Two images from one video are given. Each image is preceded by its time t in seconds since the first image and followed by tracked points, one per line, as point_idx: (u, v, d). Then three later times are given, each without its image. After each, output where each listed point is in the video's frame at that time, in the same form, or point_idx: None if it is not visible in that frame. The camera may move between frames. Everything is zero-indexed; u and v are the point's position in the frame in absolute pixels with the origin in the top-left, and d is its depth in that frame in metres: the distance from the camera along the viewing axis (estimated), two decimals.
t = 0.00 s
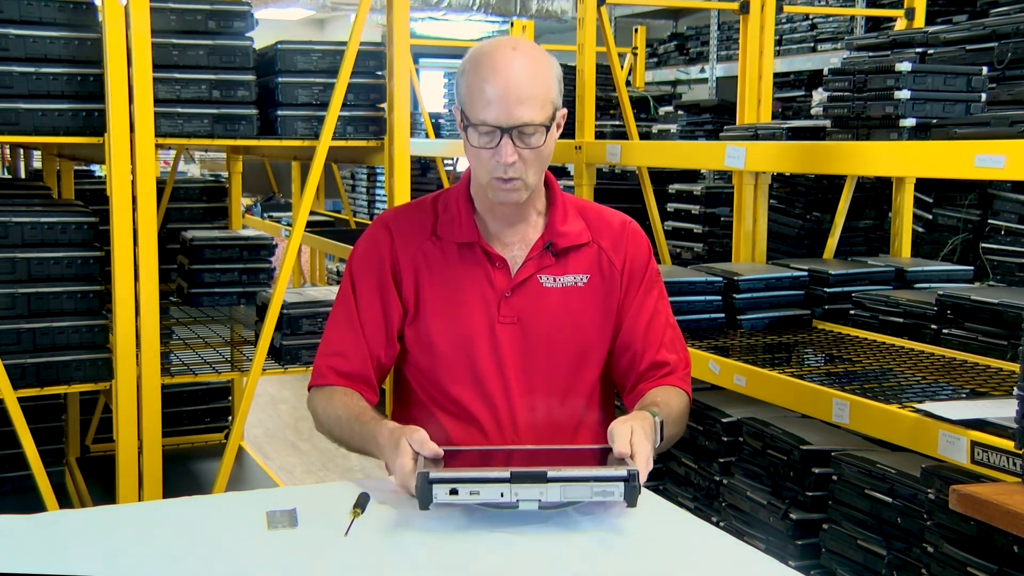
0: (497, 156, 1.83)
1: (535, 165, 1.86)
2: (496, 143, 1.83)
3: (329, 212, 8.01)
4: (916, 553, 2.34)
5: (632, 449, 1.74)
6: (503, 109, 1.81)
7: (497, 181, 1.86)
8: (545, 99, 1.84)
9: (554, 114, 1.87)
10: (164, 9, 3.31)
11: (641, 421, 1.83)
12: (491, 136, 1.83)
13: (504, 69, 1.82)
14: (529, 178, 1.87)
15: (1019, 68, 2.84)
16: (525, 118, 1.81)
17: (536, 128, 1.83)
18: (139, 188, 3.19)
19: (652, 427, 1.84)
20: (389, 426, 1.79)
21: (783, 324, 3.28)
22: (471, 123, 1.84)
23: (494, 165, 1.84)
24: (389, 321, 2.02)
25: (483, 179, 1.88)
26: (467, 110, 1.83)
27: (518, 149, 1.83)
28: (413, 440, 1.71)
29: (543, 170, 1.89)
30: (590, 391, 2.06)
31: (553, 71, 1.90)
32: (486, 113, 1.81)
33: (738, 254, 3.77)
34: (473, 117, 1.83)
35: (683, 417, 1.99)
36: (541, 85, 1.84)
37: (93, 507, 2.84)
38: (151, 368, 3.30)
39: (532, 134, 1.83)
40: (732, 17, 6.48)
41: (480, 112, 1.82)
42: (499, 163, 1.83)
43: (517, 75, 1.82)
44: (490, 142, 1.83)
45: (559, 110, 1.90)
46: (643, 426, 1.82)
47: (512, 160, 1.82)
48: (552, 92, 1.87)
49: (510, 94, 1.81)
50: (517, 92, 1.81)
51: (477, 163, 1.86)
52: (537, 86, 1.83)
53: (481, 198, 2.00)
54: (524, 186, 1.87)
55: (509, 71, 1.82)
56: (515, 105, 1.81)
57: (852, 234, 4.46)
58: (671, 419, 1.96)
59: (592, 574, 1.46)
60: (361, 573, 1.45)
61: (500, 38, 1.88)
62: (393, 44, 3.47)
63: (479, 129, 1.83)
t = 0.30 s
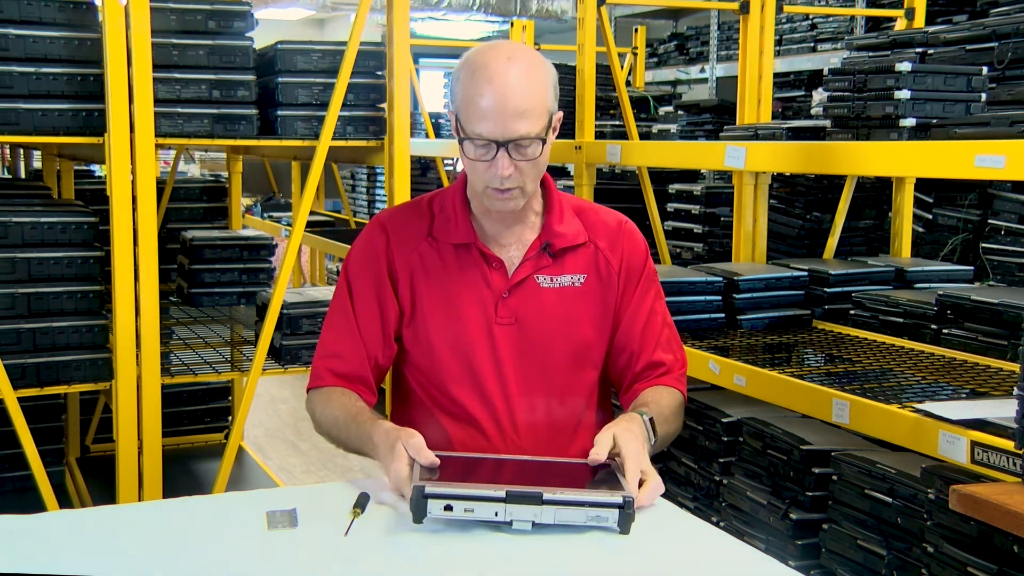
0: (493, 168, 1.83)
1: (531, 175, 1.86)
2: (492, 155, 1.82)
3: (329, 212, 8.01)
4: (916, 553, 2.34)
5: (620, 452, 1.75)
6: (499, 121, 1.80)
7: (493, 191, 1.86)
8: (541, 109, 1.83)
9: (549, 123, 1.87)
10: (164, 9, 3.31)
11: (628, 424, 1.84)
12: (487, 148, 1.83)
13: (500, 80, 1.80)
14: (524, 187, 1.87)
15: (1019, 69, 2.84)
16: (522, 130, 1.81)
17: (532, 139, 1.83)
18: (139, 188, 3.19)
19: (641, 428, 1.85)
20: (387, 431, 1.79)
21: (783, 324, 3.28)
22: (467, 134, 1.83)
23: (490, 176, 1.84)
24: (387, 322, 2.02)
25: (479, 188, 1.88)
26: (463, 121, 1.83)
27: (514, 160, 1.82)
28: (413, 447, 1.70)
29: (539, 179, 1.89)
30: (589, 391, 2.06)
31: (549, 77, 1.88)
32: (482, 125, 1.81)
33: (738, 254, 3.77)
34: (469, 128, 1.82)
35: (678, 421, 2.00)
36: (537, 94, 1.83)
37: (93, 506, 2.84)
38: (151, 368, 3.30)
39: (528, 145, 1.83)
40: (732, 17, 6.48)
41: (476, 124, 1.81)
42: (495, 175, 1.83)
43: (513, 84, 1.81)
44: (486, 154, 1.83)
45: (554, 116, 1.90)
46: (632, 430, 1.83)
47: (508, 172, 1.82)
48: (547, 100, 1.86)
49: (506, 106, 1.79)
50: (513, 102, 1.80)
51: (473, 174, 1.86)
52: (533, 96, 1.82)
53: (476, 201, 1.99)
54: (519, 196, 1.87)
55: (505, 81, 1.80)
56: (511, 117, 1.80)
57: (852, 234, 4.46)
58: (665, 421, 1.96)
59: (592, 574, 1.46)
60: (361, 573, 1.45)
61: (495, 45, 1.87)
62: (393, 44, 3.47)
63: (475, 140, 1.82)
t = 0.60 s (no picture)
0: (489, 170, 1.83)
1: (527, 177, 1.86)
2: (487, 157, 1.83)
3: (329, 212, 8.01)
4: (916, 553, 2.34)
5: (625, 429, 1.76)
6: (494, 123, 1.79)
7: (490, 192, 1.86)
8: (535, 111, 1.84)
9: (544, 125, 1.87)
10: (164, 9, 3.31)
11: (633, 402, 1.85)
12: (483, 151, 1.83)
13: (494, 83, 1.80)
14: (522, 188, 1.88)
15: (1018, 69, 2.85)
16: (517, 133, 1.81)
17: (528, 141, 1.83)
18: (139, 188, 3.19)
19: (646, 406, 1.86)
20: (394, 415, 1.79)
21: (783, 324, 3.28)
22: (461, 137, 1.83)
23: (487, 178, 1.84)
24: (386, 322, 2.02)
25: (475, 191, 1.88)
26: (458, 125, 1.82)
27: (509, 162, 1.83)
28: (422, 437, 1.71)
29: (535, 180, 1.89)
30: (588, 390, 2.06)
31: (541, 79, 1.89)
32: (477, 129, 1.81)
33: (738, 254, 3.78)
34: (463, 132, 1.82)
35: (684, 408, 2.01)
36: (530, 97, 1.83)
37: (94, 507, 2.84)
38: (151, 368, 3.30)
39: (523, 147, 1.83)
40: (732, 17, 6.48)
41: (470, 127, 1.81)
42: (491, 177, 1.83)
43: (506, 86, 1.81)
44: (482, 156, 1.83)
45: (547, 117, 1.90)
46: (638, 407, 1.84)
47: (504, 173, 1.83)
48: (541, 102, 1.86)
49: (499, 108, 1.79)
50: (506, 105, 1.80)
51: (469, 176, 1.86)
52: (526, 98, 1.82)
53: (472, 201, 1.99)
54: (518, 197, 1.87)
55: (498, 83, 1.80)
56: (505, 120, 1.80)
57: (852, 234, 4.47)
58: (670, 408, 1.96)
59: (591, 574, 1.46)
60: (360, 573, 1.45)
61: (486, 49, 1.87)
62: (393, 44, 3.47)
63: (470, 144, 1.82)
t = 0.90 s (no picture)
0: (488, 165, 1.83)
1: (526, 172, 1.86)
2: (486, 153, 1.82)
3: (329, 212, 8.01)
4: (916, 553, 2.34)
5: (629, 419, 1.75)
6: (494, 119, 1.79)
7: (489, 188, 1.86)
8: (535, 106, 1.83)
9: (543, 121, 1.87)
10: (164, 9, 3.31)
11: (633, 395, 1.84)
12: (482, 146, 1.82)
13: (493, 79, 1.80)
14: (521, 184, 1.87)
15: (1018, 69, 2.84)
16: (516, 128, 1.81)
17: (527, 136, 1.83)
18: (139, 188, 3.19)
19: (645, 399, 1.85)
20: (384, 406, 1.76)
21: (784, 324, 3.28)
22: (460, 133, 1.83)
23: (486, 173, 1.84)
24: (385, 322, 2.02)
25: (474, 187, 1.88)
26: (458, 120, 1.82)
27: (508, 157, 1.82)
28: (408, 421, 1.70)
29: (535, 175, 1.89)
30: (588, 390, 2.06)
31: (539, 75, 1.88)
32: (476, 124, 1.81)
33: (738, 254, 3.77)
34: (463, 128, 1.81)
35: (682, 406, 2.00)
36: (529, 92, 1.83)
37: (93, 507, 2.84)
38: (151, 368, 3.30)
39: (522, 142, 1.83)
40: (733, 17, 6.48)
41: (469, 123, 1.81)
42: (490, 172, 1.83)
43: (506, 81, 1.81)
44: (480, 152, 1.83)
45: (546, 114, 1.90)
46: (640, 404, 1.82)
47: (503, 168, 1.82)
48: (540, 97, 1.86)
49: (499, 103, 1.79)
50: (506, 101, 1.80)
51: (469, 171, 1.86)
52: (525, 94, 1.82)
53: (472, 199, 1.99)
54: (517, 194, 1.88)
55: (497, 79, 1.80)
56: (505, 115, 1.80)
57: (852, 234, 4.47)
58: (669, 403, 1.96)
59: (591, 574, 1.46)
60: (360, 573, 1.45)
61: (485, 45, 1.87)
62: (393, 44, 3.47)
63: (470, 139, 1.82)
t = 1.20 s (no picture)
0: (485, 156, 1.83)
1: (522, 165, 1.86)
2: (482, 144, 1.83)
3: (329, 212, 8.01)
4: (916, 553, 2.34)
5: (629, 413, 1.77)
6: (489, 109, 1.80)
7: (485, 181, 1.86)
8: (532, 99, 1.84)
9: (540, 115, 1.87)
10: (164, 9, 3.31)
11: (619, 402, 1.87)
12: (478, 138, 1.82)
13: (489, 71, 1.81)
14: (517, 178, 1.87)
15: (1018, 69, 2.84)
16: (511, 119, 1.81)
17: (524, 128, 1.83)
18: (139, 188, 3.19)
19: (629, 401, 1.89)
20: (378, 403, 1.77)
21: (784, 324, 3.28)
22: (456, 125, 1.83)
23: (481, 165, 1.84)
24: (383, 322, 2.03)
25: (471, 181, 1.88)
26: (454, 111, 1.83)
27: (505, 149, 1.82)
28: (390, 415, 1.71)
29: (531, 169, 1.89)
30: (587, 390, 2.06)
31: (536, 71, 1.89)
32: (472, 115, 1.81)
33: (738, 254, 3.78)
34: (458, 119, 1.82)
35: (689, 404, 2.00)
36: (526, 86, 1.83)
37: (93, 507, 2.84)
38: (151, 368, 3.30)
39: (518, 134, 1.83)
40: (733, 16, 6.48)
41: (465, 114, 1.81)
42: (486, 163, 1.83)
43: (503, 74, 1.81)
44: (476, 144, 1.83)
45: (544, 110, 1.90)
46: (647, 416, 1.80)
47: (499, 158, 1.82)
48: (538, 92, 1.87)
49: (495, 94, 1.80)
50: (502, 93, 1.80)
51: (464, 164, 1.86)
52: (522, 87, 1.82)
53: (470, 199, 1.99)
54: (514, 186, 1.87)
55: (494, 71, 1.81)
56: (500, 105, 1.80)
57: (852, 234, 4.47)
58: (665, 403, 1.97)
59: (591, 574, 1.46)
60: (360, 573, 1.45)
61: (483, 41, 1.88)
62: (393, 45, 3.48)
63: (466, 131, 1.83)
